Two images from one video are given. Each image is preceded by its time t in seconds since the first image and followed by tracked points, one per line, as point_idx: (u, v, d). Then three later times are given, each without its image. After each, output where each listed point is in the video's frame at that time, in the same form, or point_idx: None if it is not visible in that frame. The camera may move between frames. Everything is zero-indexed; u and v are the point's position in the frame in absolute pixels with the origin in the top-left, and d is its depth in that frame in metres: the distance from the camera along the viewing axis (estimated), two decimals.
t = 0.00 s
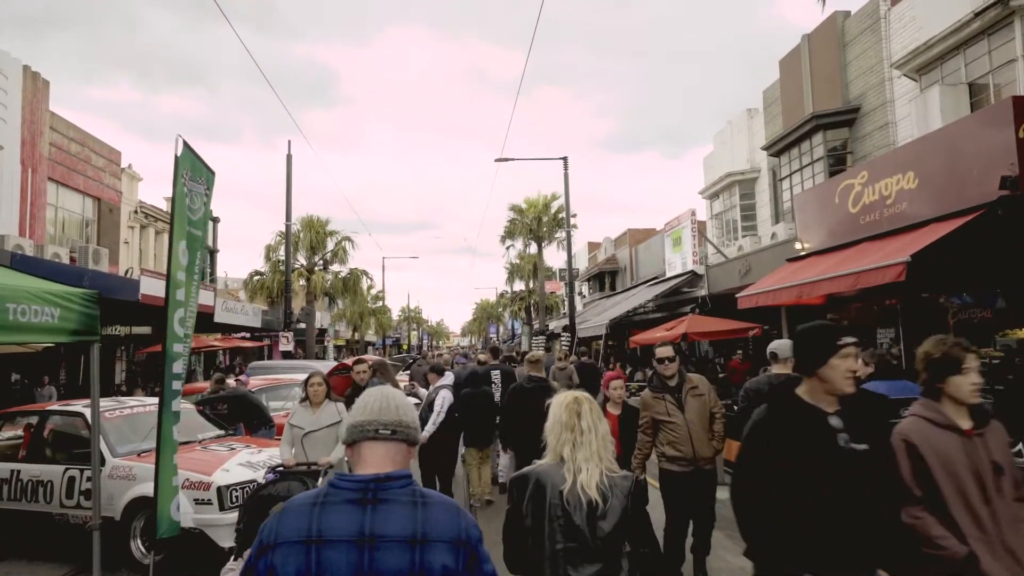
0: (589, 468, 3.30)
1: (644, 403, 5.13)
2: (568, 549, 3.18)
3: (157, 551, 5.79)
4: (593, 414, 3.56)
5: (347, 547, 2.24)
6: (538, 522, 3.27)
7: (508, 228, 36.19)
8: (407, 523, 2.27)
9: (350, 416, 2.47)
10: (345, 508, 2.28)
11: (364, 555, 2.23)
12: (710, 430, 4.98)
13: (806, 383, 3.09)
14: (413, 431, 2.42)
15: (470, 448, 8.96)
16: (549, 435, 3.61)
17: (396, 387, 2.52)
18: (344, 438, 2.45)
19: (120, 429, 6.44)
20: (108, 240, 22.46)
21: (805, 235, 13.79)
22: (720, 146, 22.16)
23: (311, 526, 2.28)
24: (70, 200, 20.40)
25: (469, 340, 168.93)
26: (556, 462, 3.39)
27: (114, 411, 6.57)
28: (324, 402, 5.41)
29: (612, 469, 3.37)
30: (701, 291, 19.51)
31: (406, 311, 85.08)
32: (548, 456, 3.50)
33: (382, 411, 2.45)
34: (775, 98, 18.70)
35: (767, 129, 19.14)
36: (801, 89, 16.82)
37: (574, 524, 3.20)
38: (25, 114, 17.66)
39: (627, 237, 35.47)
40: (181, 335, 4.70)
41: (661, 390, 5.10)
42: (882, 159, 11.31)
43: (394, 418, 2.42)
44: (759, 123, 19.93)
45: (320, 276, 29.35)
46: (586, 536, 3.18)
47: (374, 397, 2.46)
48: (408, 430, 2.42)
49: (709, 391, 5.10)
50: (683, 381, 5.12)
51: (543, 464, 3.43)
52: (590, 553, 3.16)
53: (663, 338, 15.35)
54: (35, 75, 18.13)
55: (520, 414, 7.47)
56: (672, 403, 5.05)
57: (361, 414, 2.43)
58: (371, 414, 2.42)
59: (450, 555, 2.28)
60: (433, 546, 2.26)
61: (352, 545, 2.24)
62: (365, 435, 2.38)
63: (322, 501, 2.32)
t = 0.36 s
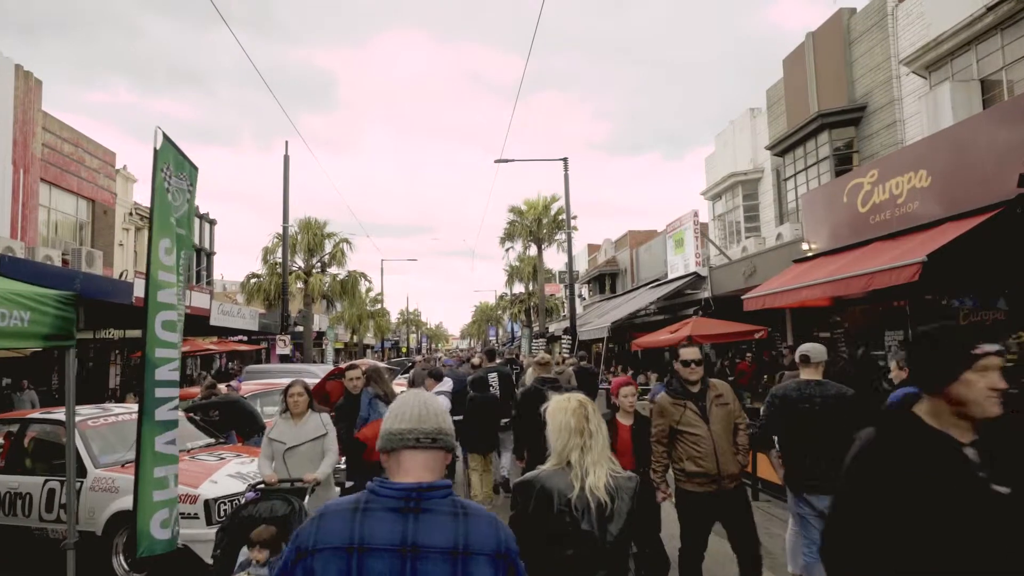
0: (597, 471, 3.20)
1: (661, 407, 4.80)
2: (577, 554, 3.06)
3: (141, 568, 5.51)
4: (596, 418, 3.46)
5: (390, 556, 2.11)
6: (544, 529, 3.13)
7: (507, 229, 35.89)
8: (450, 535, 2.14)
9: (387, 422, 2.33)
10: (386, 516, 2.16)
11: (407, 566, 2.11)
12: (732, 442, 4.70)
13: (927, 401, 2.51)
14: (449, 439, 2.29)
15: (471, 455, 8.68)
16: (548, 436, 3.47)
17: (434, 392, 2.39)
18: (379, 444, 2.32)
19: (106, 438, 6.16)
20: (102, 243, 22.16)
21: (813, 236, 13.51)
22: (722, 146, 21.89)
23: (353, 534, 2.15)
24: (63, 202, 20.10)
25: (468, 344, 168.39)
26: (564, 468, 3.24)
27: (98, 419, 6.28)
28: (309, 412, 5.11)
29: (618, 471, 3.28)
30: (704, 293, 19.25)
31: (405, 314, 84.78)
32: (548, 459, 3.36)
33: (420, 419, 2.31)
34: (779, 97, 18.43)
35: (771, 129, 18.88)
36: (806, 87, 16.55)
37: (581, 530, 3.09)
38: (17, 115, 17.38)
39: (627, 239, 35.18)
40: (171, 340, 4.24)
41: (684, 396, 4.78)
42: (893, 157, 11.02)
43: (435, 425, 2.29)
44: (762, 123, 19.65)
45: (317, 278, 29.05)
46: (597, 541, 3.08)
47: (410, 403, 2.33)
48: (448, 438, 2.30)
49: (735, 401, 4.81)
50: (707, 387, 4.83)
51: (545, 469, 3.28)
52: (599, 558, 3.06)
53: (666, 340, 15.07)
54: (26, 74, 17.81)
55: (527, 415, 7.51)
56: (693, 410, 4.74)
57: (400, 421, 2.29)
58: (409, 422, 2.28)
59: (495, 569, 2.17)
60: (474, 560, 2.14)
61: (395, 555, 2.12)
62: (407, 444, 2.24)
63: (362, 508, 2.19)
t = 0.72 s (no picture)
0: (611, 464, 3.26)
1: (713, 413, 4.23)
2: (607, 548, 3.10)
3: None
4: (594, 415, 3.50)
5: (391, 552, 2.03)
6: (572, 533, 3.08)
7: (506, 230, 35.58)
8: (452, 528, 2.06)
9: (385, 416, 2.21)
10: (386, 510, 2.07)
11: (407, 561, 2.03)
12: (790, 465, 4.09)
13: None
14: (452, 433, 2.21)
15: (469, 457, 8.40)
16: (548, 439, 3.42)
17: (433, 383, 2.27)
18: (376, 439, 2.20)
19: (85, 443, 5.86)
20: (95, 243, 21.87)
21: (817, 235, 13.24)
22: (722, 146, 21.63)
23: (351, 530, 2.05)
24: (54, 202, 19.81)
25: (467, 346, 168.04)
26: (587, 465, 3.23)
27: (75, 422, 5.98)
28: (275, 417, 4.75)
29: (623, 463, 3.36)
30: (705, 294, 18.99)
31: (404, 316, 84.51)
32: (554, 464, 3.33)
33: (420, 414, 2.19)
34: (781, 96, 18.19)
35: (773, 128, 18.63)
36: (808, 85, 16.33)
37: (611, 526, 3.12)
38: (7, 112, 17.10)
39: (627, 239, 34.90)
40: (142, 339, 3.92)
41: (741, 403, 4.19)
42: (902, 153, 10.76)
43: (436, 420, 2.18)
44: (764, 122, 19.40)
45: (314, 279, 28.76)
46: (624, 533, 3.13)
47: (411, 395, 2.22)
48: (448, 432, 2.19)
49: (800, 420, 4.18)
50: (770, 399, 4.22)
51: (562, 473, 3.22)
52: (626, 551, 3.12)
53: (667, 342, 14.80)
54: (16, 71, 17.52)
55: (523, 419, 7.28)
56: (750, 421, 4.14)
57: (400, 415, 2.17)
58: (410, 417, 2.16)
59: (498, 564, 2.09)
60: (478, 553, 2.06)
61: (396, 550, 2.03)
62: (407, 441, 2.13)
63: (361, 502, 2.10)
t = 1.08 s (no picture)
0: (632, 475, 3.18)
1: (783, 418, 3.74)
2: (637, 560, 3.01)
3: None
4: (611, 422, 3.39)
5: None
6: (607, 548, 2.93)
7: (505, 232, 35.21)
8: (399, 557, 1.94)
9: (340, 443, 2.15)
10: (331, 540, 1.97)
11: None
12: (871, 482, 3.61)
13: None
14: (388, 456, 2.06)
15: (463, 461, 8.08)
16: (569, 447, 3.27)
17: (384, 404, 2.18)
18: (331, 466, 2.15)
19: (57, 453, 5.52)
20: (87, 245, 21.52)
21: (824, 235, 12.91)
22: (724, 146, 21.32)
23: (294, 561, 1.96)
24: (45, 202, 19.47)
25: (466, 349, 167.54)
26: (614, 477, 3.12)
27: (47, 431, 5.64)
28: (242, 430, 4.44)
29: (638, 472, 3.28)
30: (706, 296, 18.66)
31: (402, 319, 84.14)
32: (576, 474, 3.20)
33: (368, 438, 2.10)
34: (784, 95, 17.90)
35: (776, 127, 18.33)
36: (812, 84, 16.04)
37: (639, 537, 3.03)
38: None
39: (627, 241, 34.57)
40: (108, 342, 3.60)
41: (817, 409, 3.71)
42: (912, 150, 10.45)
43: (373, 444, 2.08)
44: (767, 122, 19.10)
45: (310, 282, 28.40)
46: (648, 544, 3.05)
47: (356, 418, 2.16)
48: (392, 455, 2.07)
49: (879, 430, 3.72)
50: (847, 404, 3.75)
51: (589, 488, 3.07)
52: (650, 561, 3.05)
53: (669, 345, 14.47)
54: (8, 69, 17.22)
55: (529, 422, 6.95)
56: (829, 429, 3.65)
57: (348, 440, 2.12)
58: (354, 442, 2.10)
59: None
60: None
61: None
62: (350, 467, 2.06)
63: (307, 532, 2.01)
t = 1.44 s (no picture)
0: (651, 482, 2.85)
1: (875, 450, 3.01)
2: None
3: None
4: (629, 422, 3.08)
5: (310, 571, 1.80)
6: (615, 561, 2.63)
7: (505, 233, 34.89)
8: (378, 548, 1.79)
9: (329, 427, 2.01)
10: (311, 525, 1.86)
11: None
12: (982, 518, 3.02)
13: None
14: (375, 443, 1.89)
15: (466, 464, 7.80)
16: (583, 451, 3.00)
17: (375, 389, 1.99)
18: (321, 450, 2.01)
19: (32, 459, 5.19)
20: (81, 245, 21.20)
21: (833, 234, 12.58)
22: (727, 146, 21.03)
23: (273, 545, 1.86)
24: (38, 201, 19.17)
25: (464, 351, 167.24)
26: (627, 483, 2.81)
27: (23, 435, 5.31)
28: (218, 437, 4.15)
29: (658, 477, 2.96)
30: (710, 297, 18.37)
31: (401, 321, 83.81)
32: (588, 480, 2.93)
33: (354, 424, 1.93)
34: (789, 93, 17.61)
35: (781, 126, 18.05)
36: (818, 81, 15.75)
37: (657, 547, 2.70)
38: None
39: (628, 243, 34.26)
40: (73, 340, 3.31)
41: (914, 434, 3.05)
42: (926, 146, 10.12)
43: (358, 430, 1.90)
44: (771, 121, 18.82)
45: (308, 282, 28.08)
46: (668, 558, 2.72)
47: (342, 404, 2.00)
48: (378, 443, 1.89)
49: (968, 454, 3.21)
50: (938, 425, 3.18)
51: (597, 493, 2.80)
52: None
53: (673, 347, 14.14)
54: None
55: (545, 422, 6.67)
56: (934, 457, 3.00)
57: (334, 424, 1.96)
58: (338, 427, 1.95)
59: None
60: None
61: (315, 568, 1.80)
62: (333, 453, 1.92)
63: (291, 516, 1.91)
